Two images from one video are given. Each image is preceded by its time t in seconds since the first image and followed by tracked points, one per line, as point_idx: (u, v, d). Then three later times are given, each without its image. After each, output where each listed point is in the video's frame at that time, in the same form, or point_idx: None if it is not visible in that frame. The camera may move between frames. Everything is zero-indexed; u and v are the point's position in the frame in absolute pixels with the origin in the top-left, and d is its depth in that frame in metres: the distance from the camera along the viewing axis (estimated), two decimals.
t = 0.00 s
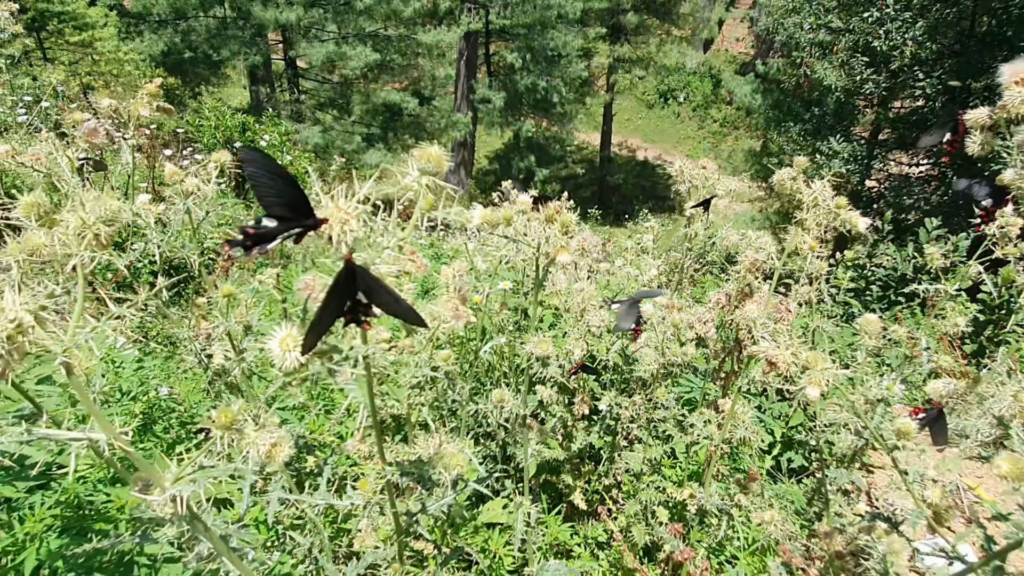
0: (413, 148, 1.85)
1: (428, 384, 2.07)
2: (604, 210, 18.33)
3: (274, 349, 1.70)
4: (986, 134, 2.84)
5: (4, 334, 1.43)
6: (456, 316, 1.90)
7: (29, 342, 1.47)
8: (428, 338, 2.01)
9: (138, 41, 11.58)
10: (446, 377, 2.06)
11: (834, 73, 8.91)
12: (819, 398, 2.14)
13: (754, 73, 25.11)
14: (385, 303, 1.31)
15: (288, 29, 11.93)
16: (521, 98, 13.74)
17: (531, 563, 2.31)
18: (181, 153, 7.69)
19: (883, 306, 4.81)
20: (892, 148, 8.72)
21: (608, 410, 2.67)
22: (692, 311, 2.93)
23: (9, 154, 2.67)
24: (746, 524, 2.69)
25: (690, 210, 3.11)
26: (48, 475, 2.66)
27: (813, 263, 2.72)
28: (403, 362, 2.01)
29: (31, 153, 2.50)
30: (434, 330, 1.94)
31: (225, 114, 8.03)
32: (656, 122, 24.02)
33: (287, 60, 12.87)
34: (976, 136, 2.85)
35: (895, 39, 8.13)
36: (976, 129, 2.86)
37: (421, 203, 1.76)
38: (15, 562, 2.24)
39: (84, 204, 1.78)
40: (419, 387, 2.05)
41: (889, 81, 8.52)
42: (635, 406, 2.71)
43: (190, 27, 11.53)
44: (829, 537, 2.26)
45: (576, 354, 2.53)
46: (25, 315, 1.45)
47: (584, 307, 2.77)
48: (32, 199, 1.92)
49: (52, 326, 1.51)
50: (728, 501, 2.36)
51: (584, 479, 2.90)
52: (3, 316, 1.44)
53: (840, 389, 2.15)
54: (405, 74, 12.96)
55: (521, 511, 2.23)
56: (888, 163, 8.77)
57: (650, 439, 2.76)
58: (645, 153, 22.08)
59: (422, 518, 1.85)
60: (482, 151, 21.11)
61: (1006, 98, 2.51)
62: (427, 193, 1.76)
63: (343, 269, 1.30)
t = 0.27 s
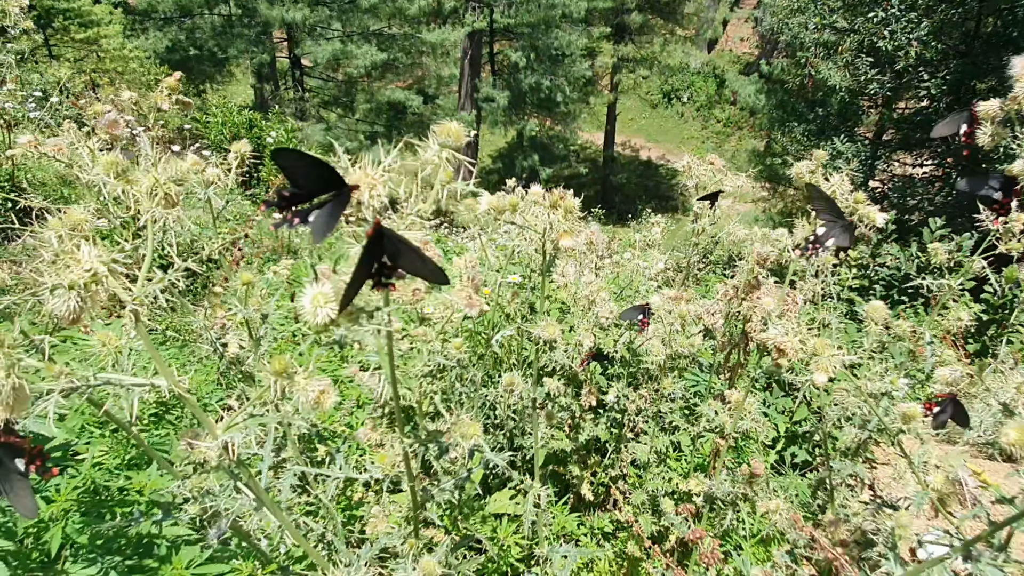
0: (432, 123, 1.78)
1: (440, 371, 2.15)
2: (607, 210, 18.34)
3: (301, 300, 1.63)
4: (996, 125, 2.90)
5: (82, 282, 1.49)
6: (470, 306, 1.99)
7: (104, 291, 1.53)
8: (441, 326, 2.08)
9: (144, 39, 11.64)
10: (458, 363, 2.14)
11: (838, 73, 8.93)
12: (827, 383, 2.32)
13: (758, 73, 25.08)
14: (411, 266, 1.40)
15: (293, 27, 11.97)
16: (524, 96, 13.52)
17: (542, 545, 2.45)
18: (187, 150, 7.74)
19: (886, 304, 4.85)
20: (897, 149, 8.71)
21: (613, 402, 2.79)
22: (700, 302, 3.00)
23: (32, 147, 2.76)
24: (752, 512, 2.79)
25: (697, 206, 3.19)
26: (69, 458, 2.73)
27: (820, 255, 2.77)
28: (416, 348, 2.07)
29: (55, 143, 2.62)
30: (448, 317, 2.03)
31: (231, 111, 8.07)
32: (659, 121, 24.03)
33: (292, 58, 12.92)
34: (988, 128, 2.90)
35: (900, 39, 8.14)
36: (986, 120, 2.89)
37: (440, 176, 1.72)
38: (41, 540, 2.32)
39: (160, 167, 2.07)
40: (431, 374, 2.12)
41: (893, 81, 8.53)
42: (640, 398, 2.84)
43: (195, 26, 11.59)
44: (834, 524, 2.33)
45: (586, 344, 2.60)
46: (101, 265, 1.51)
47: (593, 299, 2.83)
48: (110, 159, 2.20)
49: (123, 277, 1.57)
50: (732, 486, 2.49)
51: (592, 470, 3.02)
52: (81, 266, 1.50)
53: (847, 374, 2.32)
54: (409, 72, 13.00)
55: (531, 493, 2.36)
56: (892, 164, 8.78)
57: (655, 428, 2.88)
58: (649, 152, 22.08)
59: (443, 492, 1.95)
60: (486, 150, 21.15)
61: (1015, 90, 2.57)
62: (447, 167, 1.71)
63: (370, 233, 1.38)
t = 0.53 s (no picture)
0: (465, 123, 1.85)
1: (451, 367, 2.21)
2: (611, 210, 18.35)
3: (344, 290, 1.72)
4: (999, 128, 2.92)
5: (114, 270, 1.64)
6: (479, 302, 2.08)
7: (134, 279, 1.68)
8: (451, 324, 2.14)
9: (150, 38, 11.69)
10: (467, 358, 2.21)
11: (843, 76, 8.93)
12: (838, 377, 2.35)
13: (761, 74, 25.06)
14: (447, 255, 1.49)
15: (298, 27, 12.03)
16: (529, 97, 13.71)
17: (551, 538, 2.51)
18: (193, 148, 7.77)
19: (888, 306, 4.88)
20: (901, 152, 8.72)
21: (617, 398, 2.86)
22: (705, 300, 3.05)
23: (50, 144, 2.82)
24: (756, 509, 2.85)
25: (703, 206, 3.24)
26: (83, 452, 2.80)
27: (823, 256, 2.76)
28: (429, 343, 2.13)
29: (74, 142, 2.67)
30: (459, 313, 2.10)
31: (236, 109, 8.11)
32: (663, 123, 24.03)
33: (296, 58, 12.97)
34: (990, 130, 2.92)
35: (904, 42, 8.15)
36: (990, 122, 2.91)
37: (473, 175, 1.81)
38: (60, 528, 2.38)
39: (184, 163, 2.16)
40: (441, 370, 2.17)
41: (898, 84, 8.53)
42: (645, 396, 2.89)
43: (199, 24, 11.62)
44: (836, 520, 2.38)
45: (593, 341, 2.66)
46: (130, 255, 1.66)
47: (599, 296, 2.88)
48: (139, 153, 2.21)
49: (151, 267, 1.71)
50: (741, 483, 2.53)
51: (595, 467, 3.10)
52: (113, 257, 1.65)
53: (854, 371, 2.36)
54: (414, 73, 13.03)
55: (539, 486, 2.44)
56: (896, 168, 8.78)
57: (660, 426, 2.93)
58: (652, 153, 22.09)
59: (455, 481, 2.08)
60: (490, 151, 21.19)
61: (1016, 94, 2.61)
62: (479, 164, 1.82)
63: (408, 224, 1.47)
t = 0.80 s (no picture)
0: (482, 139, 1.92)
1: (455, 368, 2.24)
2: (613, 212, 18.37)
3: (373, 310, 1.72)
4: (993, 135, 2.94)
5: (116, 282, 1.65)
6: (484, 304, 2.14)
7: (135, 290, 1.69)
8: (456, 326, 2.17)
9: (154, 38, 11.74)
10: (472, 360, 2.24)
11: (846, 78, 8.93)
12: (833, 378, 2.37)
13: (764, 76, 25.06)
14: (476, 268, 1.47)
15: (303, 27, 12.06)
16: (532, 98, 13.72)
17: (553, 538, 2.52)
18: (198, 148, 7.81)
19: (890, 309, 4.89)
20: (903, 154, 8.73)
21: (618, 399, 2.90)
22: (706, 302, 3.08)
23: (59, 144, 2.84)
24: (755, 510, 2.88)
25: (706, 208, 3.26)
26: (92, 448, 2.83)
27: (823, 259, 2.74)
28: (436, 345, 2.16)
29: (81, 144, 2.67)
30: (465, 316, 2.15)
31: (241, 109, 8.14)
32: (666, 124, 24.05)
33: (300, 58, 13.01)
34: (983, 137, 2.94)
35: (908, 45, 8.17)
36: (984, 128, 2.93)
37: (491, 189, 1.84)
38: (68, 524, 2.42)
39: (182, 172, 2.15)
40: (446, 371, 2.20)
41: (901, 87, 8.53)
42: (647, 397, 2.91)
43: (203, 24, 11.66)
44: (835, 520, 2.41)
45: (596, 341, 2.69)
46: (130, 268, 1.67)
47: (601, 298, 2.91)
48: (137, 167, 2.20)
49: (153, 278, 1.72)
50: (741, 482, 2.55)
51: (596, 466, 3.13)
52: (114, 270, 1.66)
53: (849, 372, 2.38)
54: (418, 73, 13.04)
55: (542, 485, 2.47)
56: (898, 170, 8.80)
57: (662, 426, 2.94)
58: (655, 155, 22.10)
59: (457, 480, 2.05)
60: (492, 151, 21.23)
61: (1011, 100, 2.63)
62: (495, 180, 1.85)
63: (437, 241, 1.45)
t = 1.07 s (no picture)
0: (479, 141, 1.90)
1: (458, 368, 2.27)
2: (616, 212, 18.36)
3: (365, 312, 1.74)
4: (990, 138, 2.95)
5: (129, 287, 1.66)
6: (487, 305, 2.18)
7: (147, 294, 1.71)
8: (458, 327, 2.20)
9: (158, 37, 11.78)
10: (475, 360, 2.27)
11: (849, 79, 8.92)
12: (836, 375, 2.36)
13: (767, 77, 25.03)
14: (465, 282, 1.49)
15: (306, 27, 12.09)
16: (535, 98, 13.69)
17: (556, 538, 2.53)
18: (202, 147, 7.83)
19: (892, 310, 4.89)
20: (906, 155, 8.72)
21: (620, 398, 2.92)
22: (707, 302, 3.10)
23: (66, 145, 2.87)
24: (756, 509, 2.89)
25: (707, 209, 3.28)
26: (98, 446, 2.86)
27: (824, 258, 2.74)
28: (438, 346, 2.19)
29: (88, 144, 2.69)
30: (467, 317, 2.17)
31: (244, 109, 8.16)
32: (669, 125, 24.04)
33: (303, 58, 13.04)
34: (981, 140, 2.95)
35: (910, 46, 8.16)
36: (982, 131, 2.94)
37: (485, 193, 1.85)
38: (75, 520, 2.44)
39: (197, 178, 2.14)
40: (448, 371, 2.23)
41: (904, 87, 8.52)
42: (649, 398, 2.93)
43: (207, 24, 11.69)
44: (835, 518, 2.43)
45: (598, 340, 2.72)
46: (144, 273, 1.67)
47: (603, 298, 2.93)
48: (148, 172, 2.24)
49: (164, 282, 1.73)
50: (742, 481, 2.57)
51: (598, 466, 3.15)
52: (126, 275, 1.66)
53: (852, 370, 2.37)
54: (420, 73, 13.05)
55: (544, 484, 2.49)
56: (901, 171, 8.79)
57: (664, 426, 2.96)
58: (658, 155, 22.09)
59: (457, 481, 2.06)
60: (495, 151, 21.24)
61: (1010, 102, 2.63)
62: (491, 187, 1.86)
63: (427, 252, 1.46)
